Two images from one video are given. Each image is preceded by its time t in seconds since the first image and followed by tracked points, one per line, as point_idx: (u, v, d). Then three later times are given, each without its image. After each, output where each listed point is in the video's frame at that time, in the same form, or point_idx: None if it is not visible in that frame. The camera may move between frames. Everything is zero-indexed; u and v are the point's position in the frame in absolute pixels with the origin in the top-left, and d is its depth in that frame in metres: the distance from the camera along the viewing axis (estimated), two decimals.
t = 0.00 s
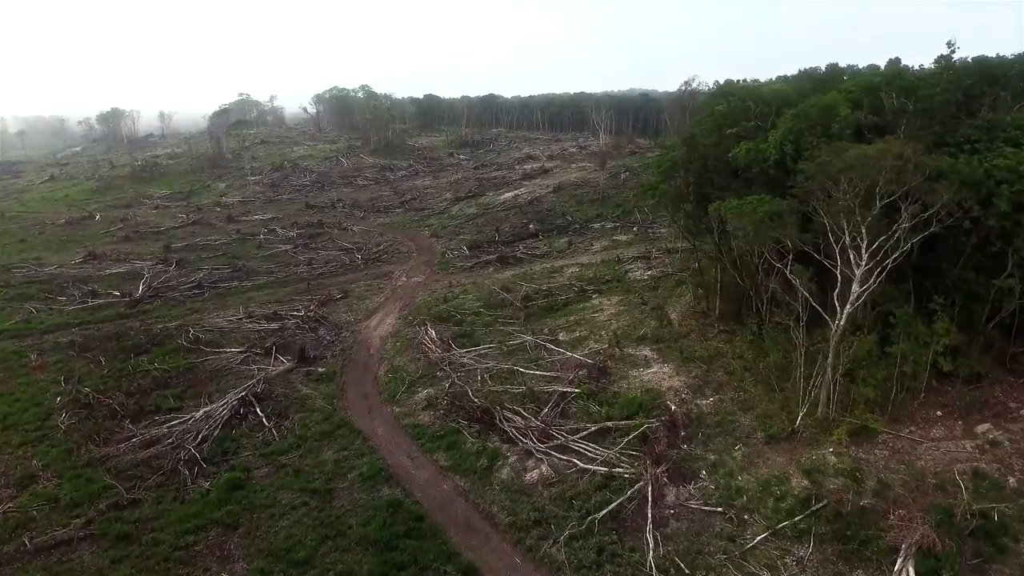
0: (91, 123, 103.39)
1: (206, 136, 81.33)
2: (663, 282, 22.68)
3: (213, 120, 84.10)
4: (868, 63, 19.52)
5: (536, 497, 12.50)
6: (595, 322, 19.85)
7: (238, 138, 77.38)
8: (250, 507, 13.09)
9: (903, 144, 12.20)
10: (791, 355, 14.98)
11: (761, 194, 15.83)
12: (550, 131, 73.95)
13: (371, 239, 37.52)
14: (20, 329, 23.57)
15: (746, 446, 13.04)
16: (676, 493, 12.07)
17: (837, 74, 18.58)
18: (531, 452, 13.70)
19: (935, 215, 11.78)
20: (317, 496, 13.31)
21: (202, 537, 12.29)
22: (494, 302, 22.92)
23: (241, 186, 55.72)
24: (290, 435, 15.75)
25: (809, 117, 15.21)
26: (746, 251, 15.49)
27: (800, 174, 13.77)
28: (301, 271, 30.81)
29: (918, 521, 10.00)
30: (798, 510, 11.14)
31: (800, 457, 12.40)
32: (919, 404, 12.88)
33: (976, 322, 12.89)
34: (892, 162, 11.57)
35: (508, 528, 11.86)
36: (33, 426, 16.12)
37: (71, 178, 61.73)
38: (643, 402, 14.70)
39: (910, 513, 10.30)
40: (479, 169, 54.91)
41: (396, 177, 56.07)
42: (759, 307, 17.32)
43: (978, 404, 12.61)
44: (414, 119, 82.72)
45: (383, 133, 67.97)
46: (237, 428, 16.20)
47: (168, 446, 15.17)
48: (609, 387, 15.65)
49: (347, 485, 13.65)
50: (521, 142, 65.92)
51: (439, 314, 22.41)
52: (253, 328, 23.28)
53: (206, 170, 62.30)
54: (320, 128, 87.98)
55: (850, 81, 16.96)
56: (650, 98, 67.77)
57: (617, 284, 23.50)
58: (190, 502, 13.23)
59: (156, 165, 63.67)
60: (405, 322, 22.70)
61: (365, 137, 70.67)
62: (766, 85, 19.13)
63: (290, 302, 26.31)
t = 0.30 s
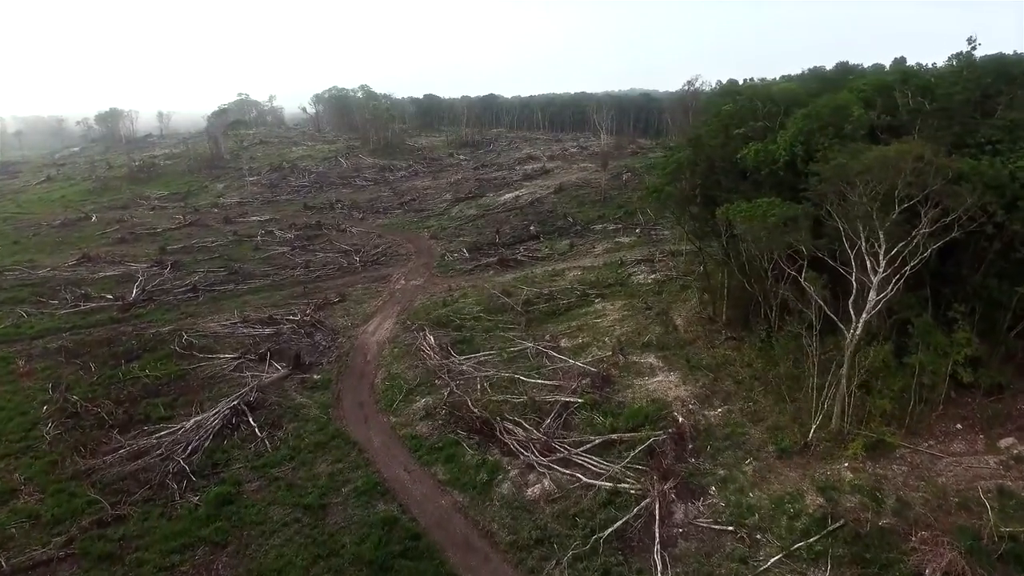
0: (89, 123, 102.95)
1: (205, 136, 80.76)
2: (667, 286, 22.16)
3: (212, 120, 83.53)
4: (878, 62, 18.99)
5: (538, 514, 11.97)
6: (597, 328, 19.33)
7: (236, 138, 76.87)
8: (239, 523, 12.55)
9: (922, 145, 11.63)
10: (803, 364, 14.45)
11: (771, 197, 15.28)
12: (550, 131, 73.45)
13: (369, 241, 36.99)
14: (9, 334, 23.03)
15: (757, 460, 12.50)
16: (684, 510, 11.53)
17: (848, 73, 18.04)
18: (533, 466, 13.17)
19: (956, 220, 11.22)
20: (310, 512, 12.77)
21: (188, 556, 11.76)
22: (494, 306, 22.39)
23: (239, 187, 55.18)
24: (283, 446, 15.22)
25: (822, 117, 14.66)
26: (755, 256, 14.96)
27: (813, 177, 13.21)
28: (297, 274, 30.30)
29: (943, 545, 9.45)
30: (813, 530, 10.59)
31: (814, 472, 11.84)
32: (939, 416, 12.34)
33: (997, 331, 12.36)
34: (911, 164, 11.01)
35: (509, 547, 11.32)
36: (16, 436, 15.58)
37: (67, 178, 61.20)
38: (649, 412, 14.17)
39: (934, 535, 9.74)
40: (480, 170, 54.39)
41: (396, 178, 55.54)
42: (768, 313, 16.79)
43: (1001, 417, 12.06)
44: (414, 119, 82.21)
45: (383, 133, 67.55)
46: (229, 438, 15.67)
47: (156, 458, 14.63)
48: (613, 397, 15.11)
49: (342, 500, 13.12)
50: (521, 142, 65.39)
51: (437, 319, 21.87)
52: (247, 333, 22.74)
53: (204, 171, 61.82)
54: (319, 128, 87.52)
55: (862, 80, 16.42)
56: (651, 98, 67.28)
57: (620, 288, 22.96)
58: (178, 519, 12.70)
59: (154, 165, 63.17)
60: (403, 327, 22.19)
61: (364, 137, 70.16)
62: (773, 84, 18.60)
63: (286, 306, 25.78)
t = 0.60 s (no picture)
0: (88, 124, 102.48)
1: (203, 136, 80.24)
2: (672, 290, 21.63)
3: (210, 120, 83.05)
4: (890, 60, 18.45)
5: (540, 532, 11.43)
6: (601, 333, 18.79)
7: (235, 138, 76.39)
8: (228, 541, 12.02)
9: (943, 146, 11.10)
10: (815, 374, 13.90)
11: (781, 200, 14.71)
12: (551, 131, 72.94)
13: (368, 243, 36.46)
14: None
15: (769, 475, 11.94)
16: (694, 529, 10.97)
17: (860, 71, 17.49)
18: (534, 480, 12.63)
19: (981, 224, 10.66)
20: (302, 529, 12.24)
21: None
22: (494, 311, 21.86)
23: (237, 187, 54.69)
24: (276, 458, 14.69)
25: (835, 116, 14.12)
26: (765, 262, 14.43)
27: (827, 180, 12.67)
28: (294, 277, 29.78)
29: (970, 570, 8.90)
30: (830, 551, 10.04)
31: (829, 488, 11.28)
32: (959, 430, 11.79)
33: (1021, 341, 11.81)
34: (933, 167, 10.46)
35: (510, 568, 10.79)
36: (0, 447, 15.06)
37: (64, 179, 60.74)
38: (656, 424, 13.64)
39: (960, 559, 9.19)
40: (480, 170, 53.87)
41: (395, 179, 55.03)
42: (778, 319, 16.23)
43: None
44: (414, 119, 81.73)
45: (383, 134, 67.13)
46: (220, 449, 15.14)
47: (144, 470, 14.09)
48: (618, 408, 14.56)
49: (336, 516, 12.60)
50: (522, 142, 64.86)
51: (436, 324, 21.33)
52: (241, 339, 22.20)
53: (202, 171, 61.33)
54: (318, 129, 87.06)
55: (875, 78, 15.88)
56: (652, 98, 66.79)
57: (623, 292, 22.41)
58: (164, 536, 12.17)
59: (152, 166, 62.72)
60: (401, 332, 21.67)
61: (363, 137, 69.67)
62: (782, 83, 18.06)
63: (282, 310, 25.25)
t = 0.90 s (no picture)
0: (86, 124, 101.96)
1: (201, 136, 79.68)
2: (676, 294, 21.08)
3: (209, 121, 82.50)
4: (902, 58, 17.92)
5: (543, 552, 10.88)
6: (604, 340, 18.24)
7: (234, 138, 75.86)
8: (216, 561, 11.48)
9: (967, 148, 10.56)
10: (829, 385, 13.36)
11: (793, 203, 14.17)
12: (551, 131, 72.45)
13: (366, 245, 35.95)
14: None
15: (782, 491, 11.38)
16: (705, 549, 10.39)
17: (871, 70, 16.95)
18: (537, 496, 12.09)
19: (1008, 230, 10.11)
20: (294, 547, 11.70)
21: None
22: (495, 315, 21.32)
23: (235, 188, 54.16)
24: (268, 471, 14.15)
25: (848, 116, 13.58)
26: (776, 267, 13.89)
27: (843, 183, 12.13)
28: (291, 280, 29.24)
29: None
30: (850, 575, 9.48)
31: (847, 506, 10.71)
32: (983, 445, 11.24)
33: None
34: (958, 168, 9.89)
35: None
36: None
37: (61, 179, 60.20)
38: (663, 437, 13.09)
39: None
40: (480, 171, 53.33)
41: (394, 179, 54.50)
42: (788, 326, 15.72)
43: None
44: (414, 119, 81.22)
45: (382, 134, 66.65)
46: (210, 461, 14.59)
47: (130, 483, 13.54)
48: (623, 420, 14.03)
49: (330, 533, 12.06)
50: (522, 143, 64.33)
51: (435, 329, 20.79)
52: (235, 344, 21.66)
53: (200, 171, 60.80)
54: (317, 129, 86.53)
55: (889, 76, 15.34)
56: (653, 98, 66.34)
57: (627, 296, 21.86)
58: (149, 555, 11.64)
59: (150, 167, 62.21)
60: (399, 337, 21.14)
61: (363, 137, 69.14)
62: (792, 81, 17.51)
63: (277, 314, 24.72)
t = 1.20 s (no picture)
0: (84, 124, 101.47)
1: (200, 136, 79.07)
2: (682, 299, 20.47)
3: (208, 121, 81.92)
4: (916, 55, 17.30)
5: None
6: (608, 347, 17.64)
7: (232, 138, 75.26)
8: None
9: (995, 150, 9.95)
10: (844, 398, 12.75)
11: (806, 206, 13.56)
12: (552, 131, 71.85)
13: (364, 247, 35.35)
14: None
15: (799, 512, 10.74)
16: None
17: (885, 67, 16.33)
18: (538, 516, 11.48)
19: None
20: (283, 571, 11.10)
21: None
22: (495, 321, 20.71)
23: (232, 188, 53.58)
24: (258, 487, 13.54)
25: (865, 115, 12.97)
26: (790, 274, 13.30)
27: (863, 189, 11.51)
28: (287, 283, 28.65)
29: None
30: None
31: (868, 529, 10.08)
32: (1011, 464, 10.60)
33: None
34: (988, 172, 9.30)
35: None
36: None
37: (57, 180, 59.64)
38: (671, 452, 12.49)
39: None
40: (480, 171, 52.70)
41: (394, 180, 53.90)
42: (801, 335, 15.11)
43: None
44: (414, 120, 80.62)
45: (382, 134, 66.08)
46: (197, 475, 13.98)
47: (112, 500, 12.94)
48: (629, 433, 13.42)
49: (321, 555, 11.47)
50: (523, 143, 63.69)
51: (433, 335, 20.19)
52: (228, 350, 21.05)
53: (197, 172, 60.18)
54: (317, 129, 85.93)
55: (906, 74, 14.72)
56: (656, 97, 65.76)
57: (631, 301, 21.26)
58: None
59: (147, 167, 61.57)
60: (397, 343, 20.54)
61: (362, 137, 68.54)
62: (803, 79, 16.90)
63: (272, 319, 24.11)
